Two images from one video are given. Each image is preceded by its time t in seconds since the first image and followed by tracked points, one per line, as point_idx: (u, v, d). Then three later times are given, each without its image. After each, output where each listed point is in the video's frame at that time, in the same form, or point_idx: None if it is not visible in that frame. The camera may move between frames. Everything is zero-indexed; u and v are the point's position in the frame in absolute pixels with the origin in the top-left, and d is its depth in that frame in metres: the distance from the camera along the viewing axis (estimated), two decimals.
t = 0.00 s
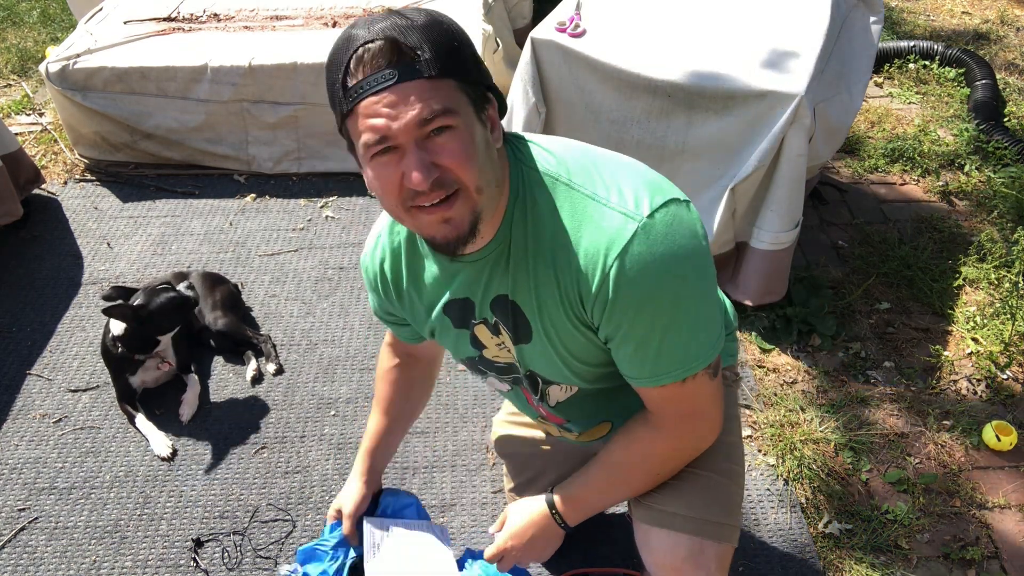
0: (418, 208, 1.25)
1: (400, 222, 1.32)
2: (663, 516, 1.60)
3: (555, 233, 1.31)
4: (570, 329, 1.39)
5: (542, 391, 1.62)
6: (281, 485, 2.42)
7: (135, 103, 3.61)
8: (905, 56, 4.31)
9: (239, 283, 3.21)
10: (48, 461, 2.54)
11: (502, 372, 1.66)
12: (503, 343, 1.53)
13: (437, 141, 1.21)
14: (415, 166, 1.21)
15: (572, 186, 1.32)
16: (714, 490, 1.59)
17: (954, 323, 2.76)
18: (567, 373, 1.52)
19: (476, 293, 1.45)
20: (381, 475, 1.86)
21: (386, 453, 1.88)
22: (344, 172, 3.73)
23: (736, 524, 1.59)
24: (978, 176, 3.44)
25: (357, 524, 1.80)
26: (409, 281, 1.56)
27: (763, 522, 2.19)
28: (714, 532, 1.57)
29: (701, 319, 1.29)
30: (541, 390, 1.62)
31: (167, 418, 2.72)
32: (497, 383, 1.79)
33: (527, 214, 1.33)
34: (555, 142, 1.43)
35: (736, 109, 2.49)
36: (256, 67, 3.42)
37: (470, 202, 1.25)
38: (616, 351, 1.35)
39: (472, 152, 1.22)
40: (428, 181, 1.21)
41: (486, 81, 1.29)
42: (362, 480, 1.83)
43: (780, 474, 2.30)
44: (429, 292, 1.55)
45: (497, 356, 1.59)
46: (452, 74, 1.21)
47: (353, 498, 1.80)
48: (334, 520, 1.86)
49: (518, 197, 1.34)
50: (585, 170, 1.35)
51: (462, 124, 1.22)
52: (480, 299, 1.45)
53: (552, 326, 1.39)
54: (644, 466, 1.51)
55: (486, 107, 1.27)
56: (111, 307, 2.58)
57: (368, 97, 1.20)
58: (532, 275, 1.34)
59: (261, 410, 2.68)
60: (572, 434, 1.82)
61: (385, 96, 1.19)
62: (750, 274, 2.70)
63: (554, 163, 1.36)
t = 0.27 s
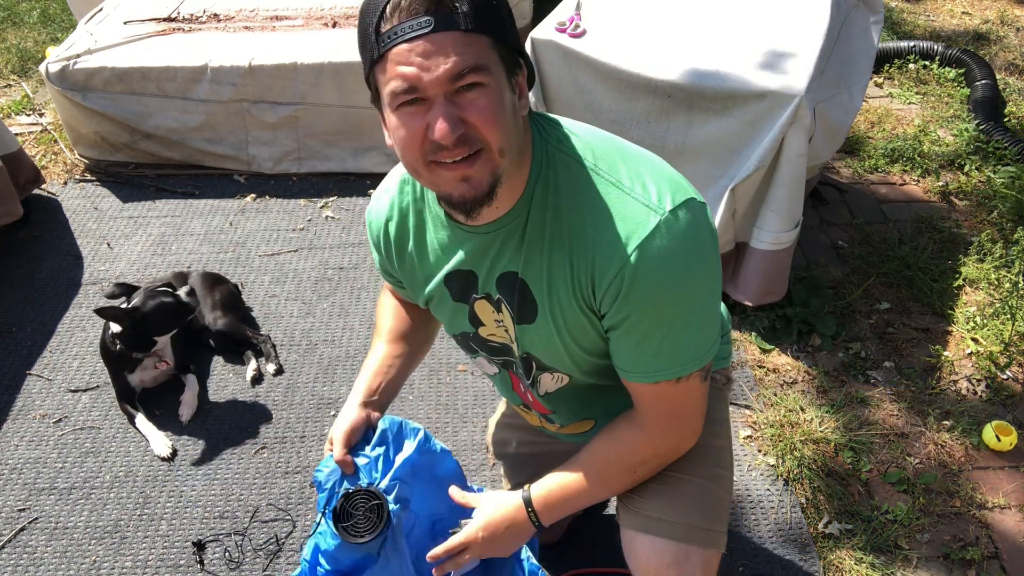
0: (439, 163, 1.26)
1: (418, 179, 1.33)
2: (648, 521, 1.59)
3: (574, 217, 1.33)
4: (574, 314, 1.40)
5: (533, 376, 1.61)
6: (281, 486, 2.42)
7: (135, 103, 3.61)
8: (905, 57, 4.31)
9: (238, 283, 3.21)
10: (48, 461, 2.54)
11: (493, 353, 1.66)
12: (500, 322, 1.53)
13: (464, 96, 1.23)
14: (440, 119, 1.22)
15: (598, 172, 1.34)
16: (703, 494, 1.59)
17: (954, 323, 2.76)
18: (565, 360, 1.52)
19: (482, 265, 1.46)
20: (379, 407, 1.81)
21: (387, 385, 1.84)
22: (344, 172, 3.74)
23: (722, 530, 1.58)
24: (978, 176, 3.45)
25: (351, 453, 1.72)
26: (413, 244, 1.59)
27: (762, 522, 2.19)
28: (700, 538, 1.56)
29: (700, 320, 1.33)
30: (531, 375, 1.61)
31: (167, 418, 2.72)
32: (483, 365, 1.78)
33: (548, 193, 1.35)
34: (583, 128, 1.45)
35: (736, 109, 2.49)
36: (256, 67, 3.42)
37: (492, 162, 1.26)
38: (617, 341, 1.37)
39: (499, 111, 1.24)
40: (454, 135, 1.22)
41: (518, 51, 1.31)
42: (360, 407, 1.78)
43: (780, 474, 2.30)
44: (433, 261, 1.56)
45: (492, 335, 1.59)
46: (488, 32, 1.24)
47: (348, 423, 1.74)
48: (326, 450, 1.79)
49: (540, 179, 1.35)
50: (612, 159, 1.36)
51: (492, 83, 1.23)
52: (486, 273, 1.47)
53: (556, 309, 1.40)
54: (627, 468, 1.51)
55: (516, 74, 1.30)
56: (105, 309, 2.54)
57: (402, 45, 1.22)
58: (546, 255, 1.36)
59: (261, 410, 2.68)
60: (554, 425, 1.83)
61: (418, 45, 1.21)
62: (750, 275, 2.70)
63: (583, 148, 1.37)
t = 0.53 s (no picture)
0: (457, 135, 1.27)
1: (433, 151, 1.34)
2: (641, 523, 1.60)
3: (589, 208, 1.34)
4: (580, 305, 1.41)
5: (530, 365, 1.60)
6: (281, 486, 2.42)
7: (135, 103, 3.60)
8: (905, 56, 4.31)
9: (238, 283, 3.21)
10: (48, 462, 2.54)
11: (488, 341, 1.65)
12: (500, 307, 1.54)
13: (486, 69, 1.24)
14: (461, 90, 1.23)
15: (616, 166, 1.35)
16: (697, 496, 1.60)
17: (954, 323, 2.76)
18: (567, 352, 1.52)
19: (486, 249, 1.47)
20: (382, 353, 1.80)
21: (390, 334, 1.83)
22: (344, 172, 3.74)
23: (715, 532, 1.58)
24: (978, 176, 3.45)
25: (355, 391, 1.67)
26: (416, 220, 1.59)
27: (762, 522, 2.19)
28: (692, 541, 1.56)
29: (705, 320, 1.34)
30: (528, 365, 1.61)
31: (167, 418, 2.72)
32: (477, 353, 1.78)
33: (564, 181, 1.36)
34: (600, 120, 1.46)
35: (736, 109, 2.49)
36: (256, 67, 3.42)
37: (511, 138, 1.28)
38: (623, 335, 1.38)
39: (521, 86, 1.25)
40: (474, 108, 1.23)
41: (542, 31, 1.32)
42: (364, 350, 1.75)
43: (780, 474, 2.30)
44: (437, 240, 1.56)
45: (490, 321, 1.59)
46: (513, 7, 1.24)
47: (354, 362, 1.72)
48: (328, 392, 1.74)
49: (555, 167, 1.36)
50: (629, 153, 1.38)
51: (515, 57, 1.24)
52: (491, 256, 1.47)
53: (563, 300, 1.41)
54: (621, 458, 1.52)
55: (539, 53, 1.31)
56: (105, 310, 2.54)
57: (426, 13, 1.23)
58: (557, 245, 1.37)
59: (261, 410, 2.68)
60: (541, 419, 1.84)
61: (443, 14, 1.22)
62: (750, 275, 2.70)
63: (601, 140, 1.39)
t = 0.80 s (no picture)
0: (466, 128, 1.27)
1: (440, 143, 1.34)
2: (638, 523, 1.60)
3: (597, 208, 1.35)
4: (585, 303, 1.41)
5: (528, 363, 1.60)
6: (281, 486, 2.42)
7: (135, 103, 3.61)
8: (905, 57, 4.31)
9: (238, 283, 3.22)
10: (48, 461, 2.54)
11: (485, 337, 1.65)
12: (499, 304, 1.54)
13: (496, 62, 1.24)
14: (471, 82, 1.23)
15: (622, 163, 1.35)
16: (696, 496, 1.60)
17: (954, 323, 2.76)
18: (568, 350, 1.52)
19: (488, 245, 1.47)
20: (388, 335, 1.79)
21: (394, 319, 1.83)
22: (344, 172, 3.74)
23: (712, 531, 1.58)
24: (978, 177, 3.45)
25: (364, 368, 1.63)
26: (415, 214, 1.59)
27: (762, 522, 2.19)
28: (689, 540, 1.56)
29: (712, 318, 1.35)
30: (527, 363, 1.60)
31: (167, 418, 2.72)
32: (472, 349, 1.77)
33: (570, 178, 1.37)
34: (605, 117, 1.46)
35: (736, 109, 2.50)
36: (256, 67, 3.42)
37: (519, 132, 1.28)
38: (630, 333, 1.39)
39: (530, 80, 1.25)
40: (483, 101, 1.23)
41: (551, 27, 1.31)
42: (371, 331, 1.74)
43: (780, 474, 2.30)
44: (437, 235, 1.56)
45: (488, 319, 1.59)
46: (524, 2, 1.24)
47: (363, 339, 1.70)
48: (334, 370, 1.71)
49: (562, 165, 1.36)
50: (636, 151, 1.38)
51: (525, 51, 1.24)
52: (492, 252, 1.47)
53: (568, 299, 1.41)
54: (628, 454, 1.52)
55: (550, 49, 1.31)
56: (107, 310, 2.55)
57: (437, 4, 1.23)
58: (564, 242, 1.37)
59: (261, 410, 2.68)
60: (537, 417, 1.84)
61: (455, 6, 1.22)
62: (750, 274, 2.70)
63: (607, 137, 1.39)
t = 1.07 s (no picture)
0: (461, 129, 1.27)
1: (436, 145, 1.34)
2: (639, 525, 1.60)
3: (594, 207, 1.34)
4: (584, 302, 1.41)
5: (528, 365, 1.60)
6: (281, 486, 2.42)
7: (135, 103, 3.61)
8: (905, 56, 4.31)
9: (238, 283, 3.22)
10: (48, 462, 2.54)
11: (484, 340, 1.65)
12: (498, 307, 1.54)
13: (491, 63, 1.24)
14: (466, 84, 1.23)
15: (619, 161, 1.36)
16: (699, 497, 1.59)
17: (954, 323, 2.76)
18: (567, 350, 1.52)
19: (486, 246, 1.47)
20: (382, 341, 1.80)
21: (389, 324, 1.83)
22: (344, 172, 3.74)
23: (713, 531, 1.58)
24: (978, 177, 3.45)
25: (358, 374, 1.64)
26: (412, 216, 1.59)
27: (762, 522, 2.19)
28: (690, 540, 1.56)
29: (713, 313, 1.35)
30: (526, 365, 1.60)
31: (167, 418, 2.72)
32: (471, 352, 1.77)
33: (568, 177, 1.36)
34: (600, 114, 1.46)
35: (736, 109, 2.49)
36: (256, 67, 3.42)
37: (514, 134, 1.28)
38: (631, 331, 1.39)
39: (526, 81, 1.25)
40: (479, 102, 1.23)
41: (547, 27, 1.31)
42: (366, 337, 1.75)
43: (779, 474, 2.30)
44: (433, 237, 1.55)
45: (486, 322, 1.59)
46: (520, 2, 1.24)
47: (357, 346, 1.71)
48: (329, 377, 1.73)
49: (558, 164, 1.36)
50: (632, 148, 1.38)
51: (520, 52, 1.24)
52: (490, 254, 1.47)
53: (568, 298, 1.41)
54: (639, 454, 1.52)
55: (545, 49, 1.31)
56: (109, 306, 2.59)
57: (431, 5, 1.22)
58: (563, 241, 1.37)
59: (260, 410, 2.68)
60: (538, 418, 1.84)
61: (449, 6, 1.22)
62: (750, 274, 2.70)
63: (603, 135, 1.39)
